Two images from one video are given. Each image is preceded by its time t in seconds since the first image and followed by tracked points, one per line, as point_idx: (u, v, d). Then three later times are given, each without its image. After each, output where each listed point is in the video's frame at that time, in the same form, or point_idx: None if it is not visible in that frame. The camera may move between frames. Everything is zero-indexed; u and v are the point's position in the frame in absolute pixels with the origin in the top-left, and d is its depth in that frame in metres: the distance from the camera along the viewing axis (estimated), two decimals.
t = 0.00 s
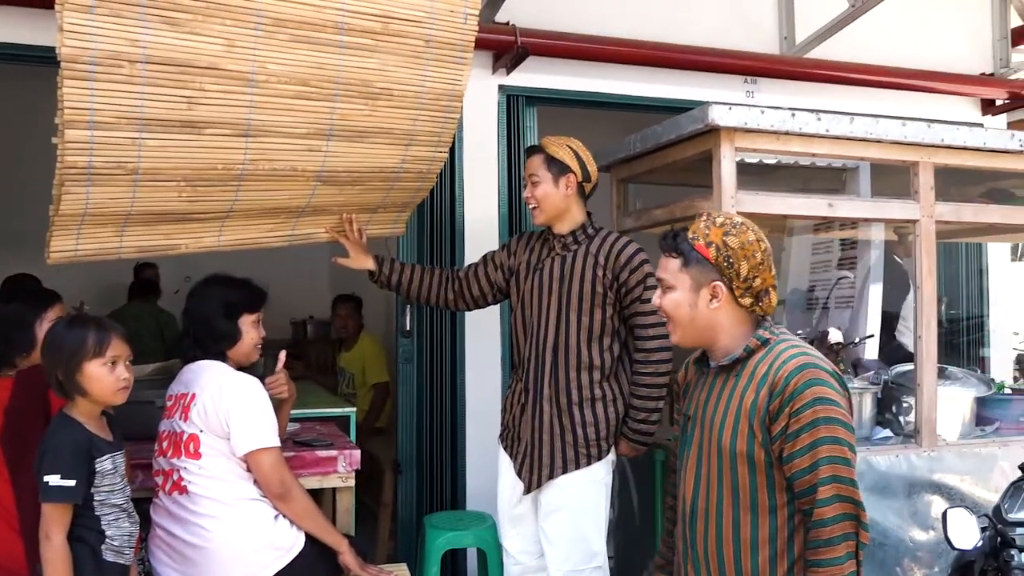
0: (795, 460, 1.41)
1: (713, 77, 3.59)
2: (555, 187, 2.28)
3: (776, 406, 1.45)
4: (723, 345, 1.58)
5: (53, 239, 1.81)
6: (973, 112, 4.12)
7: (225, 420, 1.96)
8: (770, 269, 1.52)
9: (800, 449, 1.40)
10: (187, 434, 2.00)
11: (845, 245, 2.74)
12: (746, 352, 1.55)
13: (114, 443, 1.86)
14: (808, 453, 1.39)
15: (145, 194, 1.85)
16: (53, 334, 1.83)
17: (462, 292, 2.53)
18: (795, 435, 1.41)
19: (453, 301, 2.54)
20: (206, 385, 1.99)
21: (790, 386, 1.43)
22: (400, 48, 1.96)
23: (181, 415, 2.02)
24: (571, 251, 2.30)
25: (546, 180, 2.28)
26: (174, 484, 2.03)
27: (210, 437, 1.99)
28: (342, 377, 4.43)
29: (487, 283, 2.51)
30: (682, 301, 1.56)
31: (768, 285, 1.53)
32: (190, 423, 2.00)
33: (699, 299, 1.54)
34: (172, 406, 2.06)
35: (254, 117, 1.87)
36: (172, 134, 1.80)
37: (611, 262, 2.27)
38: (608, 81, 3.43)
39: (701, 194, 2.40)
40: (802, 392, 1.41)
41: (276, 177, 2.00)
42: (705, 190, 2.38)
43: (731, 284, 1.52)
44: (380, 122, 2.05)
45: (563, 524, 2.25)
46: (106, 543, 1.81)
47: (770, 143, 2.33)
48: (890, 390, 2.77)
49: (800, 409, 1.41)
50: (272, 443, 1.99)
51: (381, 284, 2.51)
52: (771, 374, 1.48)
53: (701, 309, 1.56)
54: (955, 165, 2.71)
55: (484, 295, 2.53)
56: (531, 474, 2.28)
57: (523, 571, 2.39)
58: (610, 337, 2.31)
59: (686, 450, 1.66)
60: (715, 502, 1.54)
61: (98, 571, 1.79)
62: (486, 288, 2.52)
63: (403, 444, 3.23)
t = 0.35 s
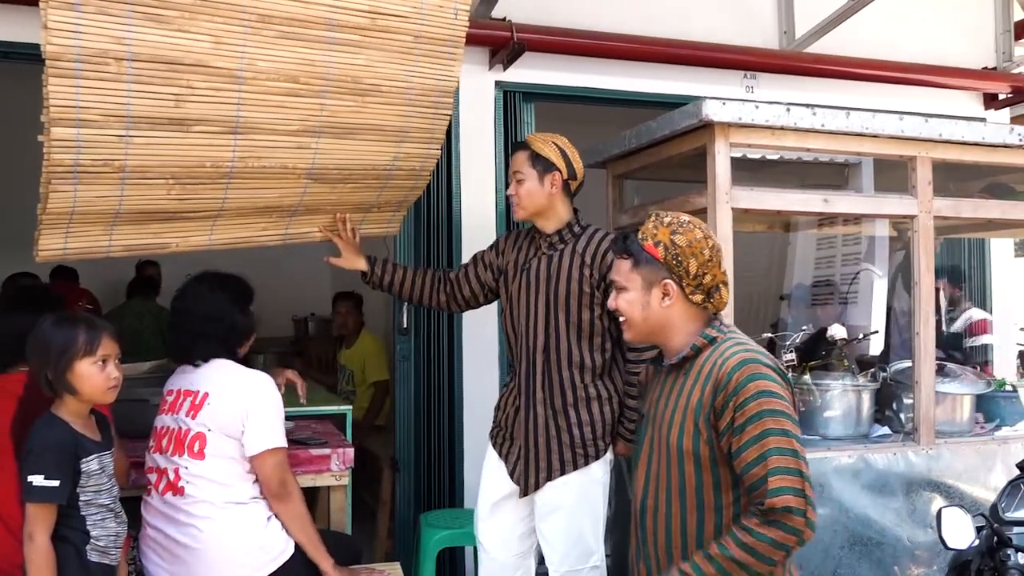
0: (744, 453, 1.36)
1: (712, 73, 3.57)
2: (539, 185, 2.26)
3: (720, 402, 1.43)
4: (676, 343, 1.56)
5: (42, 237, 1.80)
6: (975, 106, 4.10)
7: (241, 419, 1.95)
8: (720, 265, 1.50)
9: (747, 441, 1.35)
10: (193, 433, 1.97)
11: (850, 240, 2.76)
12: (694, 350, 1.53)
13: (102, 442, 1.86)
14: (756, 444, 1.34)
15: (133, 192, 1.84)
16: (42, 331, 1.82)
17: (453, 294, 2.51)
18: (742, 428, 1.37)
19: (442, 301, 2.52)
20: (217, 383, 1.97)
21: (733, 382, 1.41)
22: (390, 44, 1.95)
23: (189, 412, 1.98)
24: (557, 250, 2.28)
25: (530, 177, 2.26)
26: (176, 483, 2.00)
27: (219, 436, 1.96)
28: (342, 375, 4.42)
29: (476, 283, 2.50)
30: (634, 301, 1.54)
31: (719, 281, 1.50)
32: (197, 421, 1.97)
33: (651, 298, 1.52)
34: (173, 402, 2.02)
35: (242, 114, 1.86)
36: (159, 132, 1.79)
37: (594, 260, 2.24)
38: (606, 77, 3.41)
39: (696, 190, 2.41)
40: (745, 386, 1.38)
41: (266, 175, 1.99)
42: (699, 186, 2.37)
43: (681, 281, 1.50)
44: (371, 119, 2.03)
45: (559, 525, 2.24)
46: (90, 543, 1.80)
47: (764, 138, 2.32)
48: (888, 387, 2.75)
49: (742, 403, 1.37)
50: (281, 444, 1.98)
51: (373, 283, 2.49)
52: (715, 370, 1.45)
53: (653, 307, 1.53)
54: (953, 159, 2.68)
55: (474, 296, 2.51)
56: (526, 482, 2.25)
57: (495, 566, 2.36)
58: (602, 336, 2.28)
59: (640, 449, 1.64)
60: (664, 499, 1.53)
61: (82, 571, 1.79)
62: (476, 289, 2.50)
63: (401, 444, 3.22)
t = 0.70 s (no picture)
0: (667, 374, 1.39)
1: (718, 65, 3.54)
2: (479, 194, 2.23)
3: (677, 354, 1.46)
4: (657, 328, 1.53)
5: (37, 233, 1.79)
6: (986, 98, 4.04)
7: (263, 419, 1.96)
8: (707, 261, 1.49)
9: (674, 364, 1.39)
10: (208, 431, 1.94)
11: (860, 233, 2.72)
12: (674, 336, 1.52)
13: (98, 439, 1.85)
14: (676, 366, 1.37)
15: (129, 189, 1.83)
16: (39, 328, 1.80)
17: (431, 304, 2.51)
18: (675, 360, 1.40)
19: (424, 310, 2.52)
20: (237, 380, 1.97)
21: (695, 342, 1.44)
22: (386, 38, 1.94)
23: (207, 410, 1.95)
24: (518, 250, 2.27)
25: (470, 188, 2.23)
26: (185, 481, 1.96)
27: (236, 437, 1.95)
28: (348, 371, 4.42)
29: (451, 291, 2.49)
30: (622, 289, 1.46)
31: (704, 276, 1.49)
32: (214, 419, 1.94)
33: (642, 288, 1.45)
34: (188, 398, 2.00)
35: (239, 110, 1.85)
36: (154, 128, 1.78)
37: (555, 256, 2.22)
38: (610, 70, 3.38)
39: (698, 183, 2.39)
40: (701, 342, 1.42)
41: (263, 171, 1.98)
42: (701, 179, 2.35)
43: (672, 274, 1.45)
44: (369, 113, 2.02)
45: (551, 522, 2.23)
46: (88, 539, 1.81)
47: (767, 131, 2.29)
48: (893, 383, 2.73)
49: (682, 359, 1.38)
50: (299, 442, 2.00)
51: (363, 286, 2.48)
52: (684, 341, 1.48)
53: (641, 295, 1.47)
54: (961, 152, 2.64)
55: (451, 306, 2.51)
56: (519, 485, 2.27)
57: (493, 566, 2.40)
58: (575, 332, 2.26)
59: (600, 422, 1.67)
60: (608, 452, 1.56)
61: (79, 567, 1.79)
62: (452, 299, 2.49)
63: (405, 439, 3.21)
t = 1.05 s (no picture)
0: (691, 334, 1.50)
1: (772, 49, 3.45)
2: (461, 203, 2.16)
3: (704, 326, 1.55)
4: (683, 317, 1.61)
5: (91, 222, 1.85)
6: None
7: (302, 404, 1.98)
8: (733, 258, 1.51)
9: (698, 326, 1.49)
10: (252, 419, 1.97)
11: (924, 223, 2.68)
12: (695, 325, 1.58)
13: (150, 422, 1.90)
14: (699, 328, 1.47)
15: (178, 177, 1.87)
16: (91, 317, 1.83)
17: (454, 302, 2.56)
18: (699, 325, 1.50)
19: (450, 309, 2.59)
20: (275, 369, 1.98)
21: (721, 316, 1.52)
22: (431, 25, 1.94)
23: (246, 398, 1.97)
24: (513, 250, 2.23)
25: (451, 198, 2.16)
26: (232, 466, 1.99)
27: (277, 423, 1.98)
28: (400, 359, 4.46)
29: (470, 291, 2.52)
30: (648, 282, 1.55)
31: (730, 273, 1.52)
32: (256, 407, 1.97)
33: (666, 284, 1.52)
34: (229, 386, 2.02)
35: (284, 98, 1.87)
36: (202, 117, 1.81)
37: (548, 248, 2.16)
38: (661, 55, 3.33)
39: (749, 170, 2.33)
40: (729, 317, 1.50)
41: (310, 160, 2.00)
42: (751, 165, 2.30)
43: (696, 271, 1.50)
44: (413, 101, 2.02)
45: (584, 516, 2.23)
46: (141, 521, 1.85)
47: (820, 115, 2.23)
48: (956, 375, 2.62)
49: (706, 327, 1.47)
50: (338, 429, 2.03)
51: (397, 277, 2.58)
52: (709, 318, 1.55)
53: (665, 290, 1.55)
54: None
55: (471, 304, 2.55)
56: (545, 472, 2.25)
57: (528, 556, 2.38)
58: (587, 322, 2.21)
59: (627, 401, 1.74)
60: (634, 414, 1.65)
61: (132, 547, 1.84)
62: (470, 298, 2.53)
63: (455, 427, 3.18)
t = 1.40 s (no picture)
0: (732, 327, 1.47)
1: (844, 27, 3.33)
2: (508, 189, 2.18)
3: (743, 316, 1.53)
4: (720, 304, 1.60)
5: (159, 208, 1.89)
6: None
7: (342, 386, 2.00)
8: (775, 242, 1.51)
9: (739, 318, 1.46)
10: (301, 401, 2.02)
11: (1004, 206, 2.59)
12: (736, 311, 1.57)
13: (215, 402, 1.95)
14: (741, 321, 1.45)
15: (242, 164, 1.90)
16: (160, 300, 1.88)
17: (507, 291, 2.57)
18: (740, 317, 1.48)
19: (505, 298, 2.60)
20: (318, 351, 2.01)
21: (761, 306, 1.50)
22: (490, 8, 1.94)
23: (293, 381, 2.02)
24: (564, 235, 2.24)
25: (500, 185, 2.17)
26: (287, 449, 2.04)
27: (324, 404, 2.02)
28: (461, 343, 4.48)
29: (524, 277, 2.53)
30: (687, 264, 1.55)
31: (771, 257, 1.51)
32: (303, 389, 2.01)
33: (705, 265, 1.53)
34: (275, 372, 2.07)
35: (345, 84, 1.88)
36: (265, 104, 1.83)
37: (597, 234, 2.16)
38: (727, 36, 3.24)
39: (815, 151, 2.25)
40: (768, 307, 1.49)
41: (369, 145, 2.00)
42: (819, 147, 2.22)
43: (736, 254, 1.50)
44: (472, 85, 2.01)
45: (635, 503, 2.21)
46: (206, 498, 1.90)
47: (893, 94, 2.14)
48: None
49: (748, 320, 1.45)
50: (378, 414, 2.02)
51: (456, 265, 2.59)
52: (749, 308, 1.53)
53: (704, 272, 1.54)
54: None
55: (525, 293, 2.56)
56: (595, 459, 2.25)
57: (581, 541, 2.36)
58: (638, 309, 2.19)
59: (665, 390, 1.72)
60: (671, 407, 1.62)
61: (197, 523, 1.89)
62: (525, 287, 2.54)
63: (513, 410, 3.18)
